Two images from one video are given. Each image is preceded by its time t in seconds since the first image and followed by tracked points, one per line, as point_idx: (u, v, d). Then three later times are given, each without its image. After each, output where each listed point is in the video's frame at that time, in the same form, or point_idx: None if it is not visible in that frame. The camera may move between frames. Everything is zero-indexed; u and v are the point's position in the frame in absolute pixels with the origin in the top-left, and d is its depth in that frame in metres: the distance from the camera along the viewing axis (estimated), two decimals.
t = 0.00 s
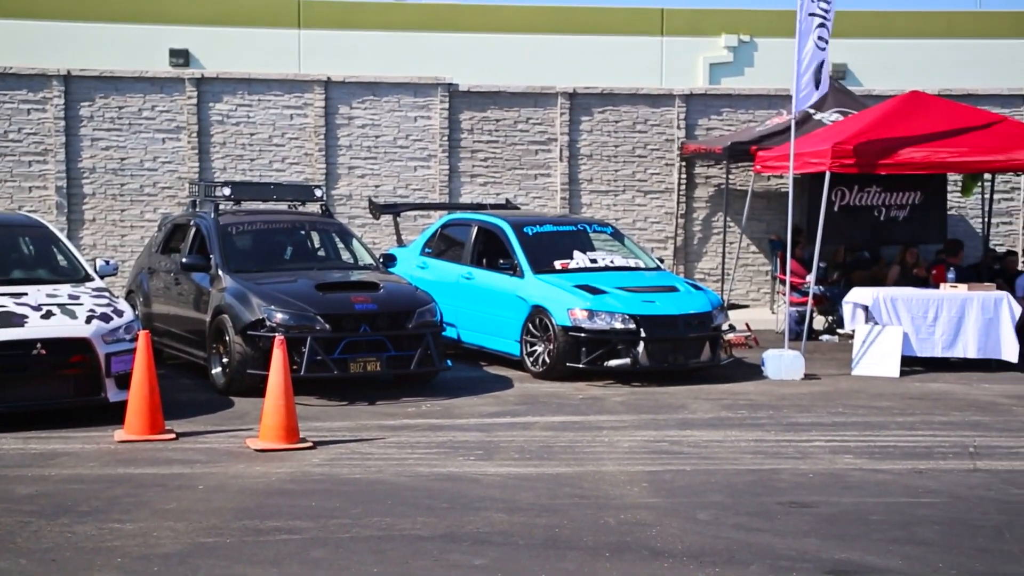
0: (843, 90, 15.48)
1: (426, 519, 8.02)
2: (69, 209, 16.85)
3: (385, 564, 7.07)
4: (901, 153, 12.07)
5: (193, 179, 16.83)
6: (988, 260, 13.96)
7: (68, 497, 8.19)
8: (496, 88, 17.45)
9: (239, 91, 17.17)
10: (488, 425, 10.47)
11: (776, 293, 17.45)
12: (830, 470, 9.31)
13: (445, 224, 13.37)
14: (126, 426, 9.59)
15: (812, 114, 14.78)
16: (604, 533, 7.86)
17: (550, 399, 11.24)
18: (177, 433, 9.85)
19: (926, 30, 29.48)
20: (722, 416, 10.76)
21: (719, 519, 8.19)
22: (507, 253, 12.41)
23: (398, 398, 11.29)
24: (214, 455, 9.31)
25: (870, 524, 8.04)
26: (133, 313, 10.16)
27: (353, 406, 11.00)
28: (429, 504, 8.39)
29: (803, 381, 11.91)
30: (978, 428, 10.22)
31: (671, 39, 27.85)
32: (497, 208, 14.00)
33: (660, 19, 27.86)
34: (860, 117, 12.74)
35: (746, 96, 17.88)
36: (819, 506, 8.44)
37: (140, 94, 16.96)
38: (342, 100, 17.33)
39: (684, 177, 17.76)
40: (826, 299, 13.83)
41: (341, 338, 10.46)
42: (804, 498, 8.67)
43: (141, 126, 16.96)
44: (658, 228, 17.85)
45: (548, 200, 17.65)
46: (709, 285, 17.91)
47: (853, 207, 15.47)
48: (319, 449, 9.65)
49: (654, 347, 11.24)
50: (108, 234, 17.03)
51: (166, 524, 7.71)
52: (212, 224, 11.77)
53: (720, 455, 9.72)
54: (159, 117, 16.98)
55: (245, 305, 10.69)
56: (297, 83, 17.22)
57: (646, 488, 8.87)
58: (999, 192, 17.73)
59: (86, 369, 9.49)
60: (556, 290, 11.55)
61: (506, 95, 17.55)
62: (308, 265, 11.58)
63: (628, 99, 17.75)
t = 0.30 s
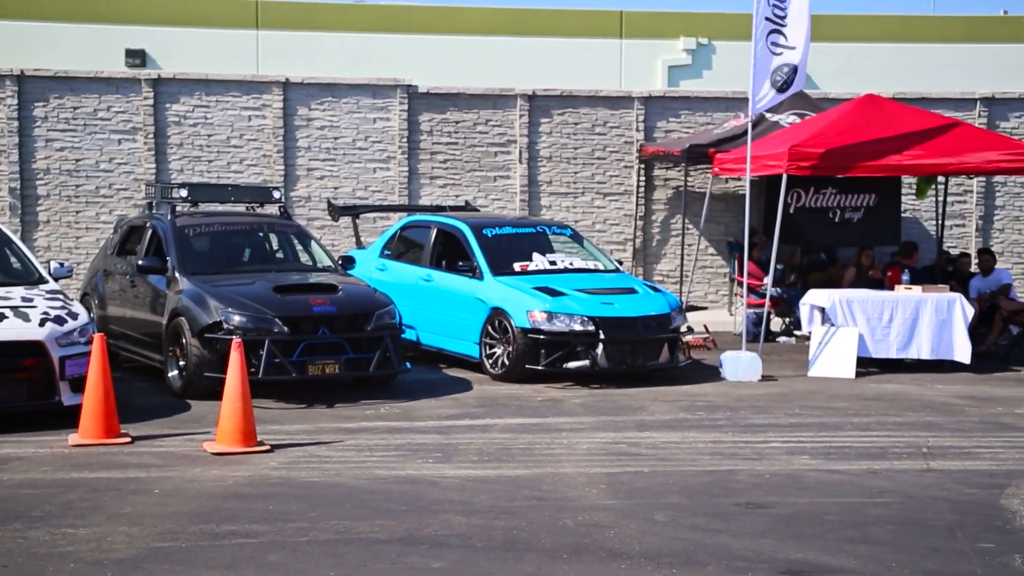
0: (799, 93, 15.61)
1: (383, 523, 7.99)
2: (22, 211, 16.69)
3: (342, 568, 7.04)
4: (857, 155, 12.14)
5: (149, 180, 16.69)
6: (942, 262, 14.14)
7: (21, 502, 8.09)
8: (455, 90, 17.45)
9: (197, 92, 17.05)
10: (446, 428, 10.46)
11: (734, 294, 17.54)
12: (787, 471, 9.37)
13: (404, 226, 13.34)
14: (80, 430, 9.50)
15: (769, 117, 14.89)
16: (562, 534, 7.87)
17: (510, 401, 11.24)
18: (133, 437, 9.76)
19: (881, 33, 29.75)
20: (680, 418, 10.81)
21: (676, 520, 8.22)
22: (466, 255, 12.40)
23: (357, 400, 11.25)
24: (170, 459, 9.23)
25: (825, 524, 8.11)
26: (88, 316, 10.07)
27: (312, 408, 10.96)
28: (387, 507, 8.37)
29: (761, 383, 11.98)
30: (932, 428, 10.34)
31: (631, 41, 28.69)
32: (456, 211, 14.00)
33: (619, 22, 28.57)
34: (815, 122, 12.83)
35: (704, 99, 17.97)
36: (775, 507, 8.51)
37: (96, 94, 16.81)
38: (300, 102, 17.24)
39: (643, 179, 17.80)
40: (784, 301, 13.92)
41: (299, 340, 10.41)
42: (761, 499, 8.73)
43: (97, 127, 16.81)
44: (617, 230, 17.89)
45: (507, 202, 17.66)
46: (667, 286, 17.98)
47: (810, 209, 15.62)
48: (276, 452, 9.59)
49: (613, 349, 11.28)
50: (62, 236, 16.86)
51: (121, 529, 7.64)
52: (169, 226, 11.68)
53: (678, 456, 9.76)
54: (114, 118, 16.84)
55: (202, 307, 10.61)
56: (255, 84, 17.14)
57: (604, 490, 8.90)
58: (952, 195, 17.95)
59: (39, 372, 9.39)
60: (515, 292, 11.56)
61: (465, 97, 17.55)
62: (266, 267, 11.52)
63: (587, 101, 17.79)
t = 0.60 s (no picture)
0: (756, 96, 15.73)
1: (341, 526, 7.97)
2: None
3: (299, 571, 7.01)
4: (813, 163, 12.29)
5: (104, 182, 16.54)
6: (897, 264, 14.30)
7: None
8: (414, 92, 17.43)
9: (153, 93, 16.92)
10: (405, 430, 10.44)
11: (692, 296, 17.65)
12: (743, 472, 9.44)
13: (363, 228, 13.32)
14: (33, 434, 9.40)
15: (726, 120, 14.99)
16: (520, 536, 7.88)
17: (469, 403, 11.24)
18: (88, 441, 9.66)
19: (835, 38, 30.02)
20: (638, 420, 10.85)
21: (634, 521, 8.26)
22: (425, 257, 12.39)
23: (315, 403, 11.21)
24: (126, 463, 9.15)
25: (781, 525, 8.17)
26: (42, 319, 9.98)
27: (269, 411, 10.90)
28: (345, 510, 8.35)
29: (719, 384, 12.06)
30: (887, 429, 10.44)
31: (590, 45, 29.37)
32: (415, 213, 13.98)
33: (577, 24, 29.29)
34: (774, 123, 12.88)
35: (662, 102, 18.05)
36: (732, 508, 8.56)
37: (50, 95, 16.64)
38: (258, 103, 17.15)
39: (602, 182, 17.86)
40: (741, 303, 14.01)
41: (256, 343, 10.35)
42: (718, 499, 8.78)
43: (51, 128, 16.64)
44: (576, 233, 17.93)
45: (466, 204, 17.66)
46: (626, 289, 18.05)
47: (766, 210, 15.68)
48: (233, 455, 9.53)
49: (572, 351, 11.31)
50: (16, 238, 16.68)
51: (75, 533, 7.57)
52: (125, 228, 11.58)
53: (636, 458, 9.80)
54: (69, 119, 16.67)
55: (159, 310, 10.53)
56: (211, 86, 17.03)
57: (562, 491, 8.92)
58: (907, 198, 18.16)
59: None
60: (474, 294, 11.56)
61: (424, 99, 17.55)
62: (223, 270, 11.45)
63: (546, 104, 17.82)
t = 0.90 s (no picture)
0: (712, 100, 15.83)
1: (297, 529, 7.93)
2: None
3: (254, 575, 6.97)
4: (767, 162, 12.31)
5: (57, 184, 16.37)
6: (851, 267, 14.43)
7: None
8: (372, 95, 17.40)
9: (107, 94, 16.78)
10: (363, 433, 10.41)
11: (649, 299, 17.73)
12: (699, 473, 9.49)
13: (320, 231, 13.28)
14: None
15: (683, 124, 15.07)
16: (476, 539, 7.88)
17: (427, 406, 11.23)
18: (40, 445, 9.56)
19: (789, 43, 30.31)
20: (596, 422, 10.89)
21: (590, 523, 8.28)
22: (382, 260, 12.37)
23: (271, 407, 11.15)
24: (78, 467, 9.06)
25: (736, 525, 8.23)
26: None
27: (225, 415, 10.83)
28: (302, 513, 8.31)
29: (676, 386, 12.12)
30: (841, 430, 10.54)
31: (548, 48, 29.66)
32: (373, 215, 13.95)
33: (536, 29, 29.68)
34: (731, 129, 13.03)
35: (620, 105, 18.11)
36: (688, 509, 8.61)
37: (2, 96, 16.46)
38: (214, 105, 17.06)
39: (560, 185, 17.91)
40: (698, 305, 14.08)
41: (212, 346, 10.28)
42: (674, 501, 8.83)
43: (3, 130, 16.46)
44: (535, 236, 17.96)
45: (424, 207, 17.64)
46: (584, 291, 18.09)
47: (723, 214, 15.76)
48: (188, 459, 9.46)
49: (530, 354, 11.33)
50: None
51: (26, 539, 7.48)
52: (78, 230, 11.46)
53: (593, 460, 9.83)
54: (21, 120, 16.49)
55: (113, 313, 10.43)
56: (167, 87, 16.91)
57: (519, 494, 8.93)
58: (861, 201, 18.34)
59: None
60: (432, 297, 11.55)
61: (382, 102, 17.51)
62: (179, 273, 11.37)
63: (504, 107, 17.85)
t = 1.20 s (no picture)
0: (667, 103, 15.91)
1: (250, 534, 7.88)
2: None
3: None
4: (719, 165, 12.40)
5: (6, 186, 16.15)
6: (804, 270, 14.55)
7: None
8: (327, 97, 17.33)
9: (58, 95, 16.58)
10: (317, 437, 10.36)
11: (604, 301, 17.79)
12: (654, 475, 9.53)
13: (275, 234, 13.21)
14: None
15: (638, 127, 15.12)
16: (431, 542, 7.86)
17: (382, 409, 11.20)
18: None
19: (742, 46, 30.55)
20: (551, 425, 10.91)
21: (545, 526, 8.29)
22: (338, 263, 12.32)
23: (226, 411, 11.07)
24: (28, 474, 8.95)
25: (689, 527, 8.27)
26: None
27: (178, 419, 10.74)
28: (255, 518, 8.25)
29: (632, 389, 12.17)
30: (794, 432, 10.63)
31: (504, 51, 29.76)
32: (328, 218, 13.90)
33: (492, 31, 29.66)
34: (685, 131, 13.10)
35: (576, 109, 18.15)
36: (642, 511, 8.64)
37: None
38: (168, 107, 16.92)
39: (516, 188, 17.92)
40: (653, 309, 14.14)
41: (165, 350, 10.20)
42: (629, 503, 8.86)
43: None
44: (491, 238, 17.97)
45: (380, 210, 17.60)
46: (540, 294, 18.12)
47: (678, 217, 15.87)
48: (140, 464, 9.37)
49: (486, 357, 11.33)
50: None
51: None
52: (28, 233, 11.32)
53: (548, 462, 9.85)
54: None
55: (63, 317, 10.31)
56: (119, 89, 16.74)
57: (475, 497, 8.93)
58: (814, 204, 18.50)
59: None
60: (387, 300, 11.52)
61: (337, 104, 17.45)
62: (131, 276, 11.27)
63: (460, 110, 17.84)
